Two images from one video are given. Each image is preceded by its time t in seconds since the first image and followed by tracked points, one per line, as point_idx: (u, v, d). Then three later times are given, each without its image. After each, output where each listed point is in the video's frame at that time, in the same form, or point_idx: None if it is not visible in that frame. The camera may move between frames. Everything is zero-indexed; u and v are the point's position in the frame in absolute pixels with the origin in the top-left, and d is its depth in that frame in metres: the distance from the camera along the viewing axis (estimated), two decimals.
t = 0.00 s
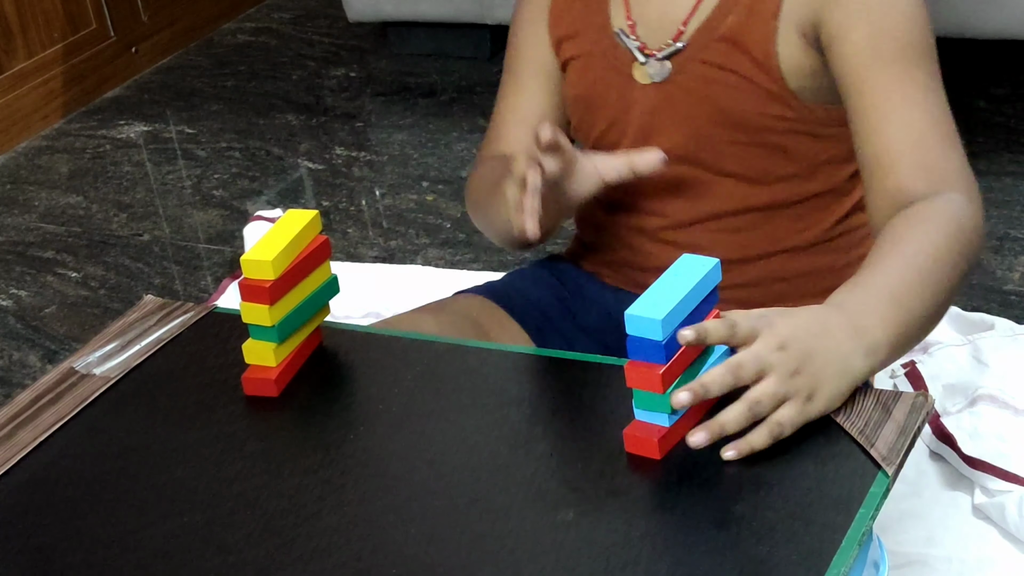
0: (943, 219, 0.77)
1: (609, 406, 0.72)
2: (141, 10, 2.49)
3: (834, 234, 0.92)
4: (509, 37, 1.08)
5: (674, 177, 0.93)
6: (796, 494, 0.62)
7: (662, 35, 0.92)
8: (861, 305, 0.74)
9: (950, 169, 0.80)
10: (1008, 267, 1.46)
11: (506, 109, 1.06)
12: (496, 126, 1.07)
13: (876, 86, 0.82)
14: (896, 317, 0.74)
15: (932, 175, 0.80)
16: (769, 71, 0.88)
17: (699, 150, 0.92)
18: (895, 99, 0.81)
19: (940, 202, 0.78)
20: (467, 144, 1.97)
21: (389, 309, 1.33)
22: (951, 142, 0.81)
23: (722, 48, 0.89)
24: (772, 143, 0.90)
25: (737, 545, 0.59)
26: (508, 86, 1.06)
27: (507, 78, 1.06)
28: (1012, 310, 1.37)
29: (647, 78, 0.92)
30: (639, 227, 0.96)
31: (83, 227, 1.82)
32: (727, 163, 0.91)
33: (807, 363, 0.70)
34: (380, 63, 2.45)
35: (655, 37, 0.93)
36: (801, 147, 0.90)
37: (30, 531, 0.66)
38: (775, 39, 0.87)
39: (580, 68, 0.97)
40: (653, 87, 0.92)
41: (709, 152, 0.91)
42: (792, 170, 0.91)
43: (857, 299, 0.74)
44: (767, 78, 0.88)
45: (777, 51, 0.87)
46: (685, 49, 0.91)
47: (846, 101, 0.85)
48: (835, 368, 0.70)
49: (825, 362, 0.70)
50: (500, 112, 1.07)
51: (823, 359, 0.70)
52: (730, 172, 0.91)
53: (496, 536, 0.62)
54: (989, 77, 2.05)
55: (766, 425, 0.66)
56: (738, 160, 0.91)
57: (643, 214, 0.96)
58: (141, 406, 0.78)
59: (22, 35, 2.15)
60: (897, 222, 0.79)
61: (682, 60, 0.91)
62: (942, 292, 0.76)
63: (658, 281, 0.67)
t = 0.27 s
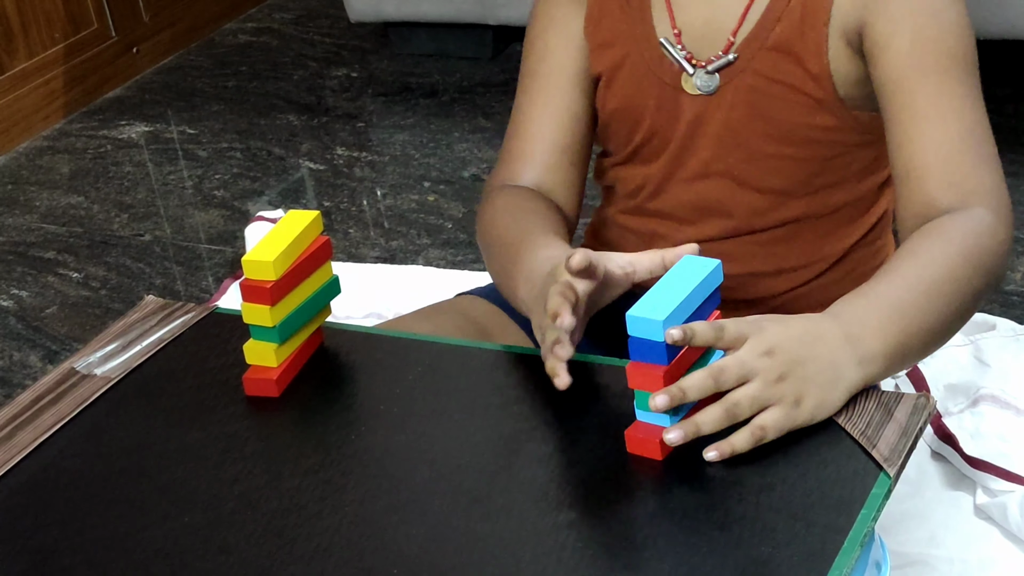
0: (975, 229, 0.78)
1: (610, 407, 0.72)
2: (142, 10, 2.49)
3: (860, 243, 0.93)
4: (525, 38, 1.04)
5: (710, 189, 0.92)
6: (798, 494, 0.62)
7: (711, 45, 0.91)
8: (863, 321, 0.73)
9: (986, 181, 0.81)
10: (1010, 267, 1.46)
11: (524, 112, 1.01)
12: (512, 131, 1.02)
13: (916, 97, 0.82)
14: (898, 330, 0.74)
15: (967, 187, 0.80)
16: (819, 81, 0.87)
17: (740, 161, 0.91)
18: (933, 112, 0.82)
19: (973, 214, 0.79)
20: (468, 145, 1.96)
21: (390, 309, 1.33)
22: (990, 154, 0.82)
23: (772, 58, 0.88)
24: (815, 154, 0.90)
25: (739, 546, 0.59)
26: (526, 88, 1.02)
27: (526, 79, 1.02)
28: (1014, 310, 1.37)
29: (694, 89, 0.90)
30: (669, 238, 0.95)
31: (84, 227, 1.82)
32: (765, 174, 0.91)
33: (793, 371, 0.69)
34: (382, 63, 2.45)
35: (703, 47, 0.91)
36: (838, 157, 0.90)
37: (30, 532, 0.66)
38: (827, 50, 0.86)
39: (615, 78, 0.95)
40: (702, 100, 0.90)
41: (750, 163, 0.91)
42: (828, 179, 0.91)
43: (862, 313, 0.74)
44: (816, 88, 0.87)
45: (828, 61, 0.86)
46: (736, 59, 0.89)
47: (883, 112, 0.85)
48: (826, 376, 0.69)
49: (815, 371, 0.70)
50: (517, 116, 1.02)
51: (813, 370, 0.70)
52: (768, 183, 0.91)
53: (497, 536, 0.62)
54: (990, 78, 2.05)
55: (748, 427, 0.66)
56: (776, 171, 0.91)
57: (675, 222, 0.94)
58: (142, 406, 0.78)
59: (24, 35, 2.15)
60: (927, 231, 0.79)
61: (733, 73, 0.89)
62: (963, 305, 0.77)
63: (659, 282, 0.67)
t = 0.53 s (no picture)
0: (957, 235, 0.80)
1: (611, 405, 0.72)
2: (143, 9, 2.49)
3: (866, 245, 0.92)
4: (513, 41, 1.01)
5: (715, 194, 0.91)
6: (799, 493, 0.62)
7: (716, 55, 0.90)
8: (845, 295, 0.76)
9: (975, 188, 0.83)
10: (1011, 266, 1.46)
11: (509, 121, 0.98)
12: (496, 140, 0.99)
13: (913, 105, 0.83)
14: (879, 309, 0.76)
15: (956, 194, 0.82)
16: (828, 88, 0.86)
17: (749, 167, 0.90)
18: (928, 120, 0.83)
19: (958, 221, 0.81)
20: (469, 144, 1.96)
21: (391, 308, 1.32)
22: (980, 162, 0.84)
23: (780, 63, 0.87)
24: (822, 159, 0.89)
25: (740, 545, 0.58)
26: (512, 95, 0.99)
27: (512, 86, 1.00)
28: (1015, 309, 1.36)
29: (700, 100, 0.89)
30: (672, 243, 0.94)
31: (85, 226, 1.82)
32: (772, 179, 0.90)
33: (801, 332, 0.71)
34: (382, 62, 2.45)
35: (708, 57, 0.90)
36: (845, 160, 0.90)
37: (31, 531, 0.66)
38: (834, 56, 0.85)
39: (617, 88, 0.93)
40: (708, 110, 0.89)
41: (758, 168, 0.90)
42: (837, 181, 0.90)
43: (845, 290, 0.76)
44: (824, 94, 0.87)
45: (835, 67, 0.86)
46: (743, 68, 0.88)
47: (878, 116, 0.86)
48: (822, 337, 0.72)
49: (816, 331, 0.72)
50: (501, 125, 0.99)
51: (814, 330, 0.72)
52: (777, 187, 0.90)
53: (499, 536, 0.62)
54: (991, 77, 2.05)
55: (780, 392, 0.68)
56: (784, 175, 0.90)
57: (683, 226, 0.94)
58: (143, 405, 0.78)
59: (24, 35, 2.15)
60: (910, 232, 0.81)
61: (741, 81, 0.88)
62: (945, 301, 0.79)
63: (662, 279, 0.66)
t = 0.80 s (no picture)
0: (894, 248, 0.82)
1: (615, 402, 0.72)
2: (144, 8, 2.49)
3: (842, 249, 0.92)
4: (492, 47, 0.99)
5: (693, 202, 0.91)
6: (803, 489, 0.62)
7: (694, 63, 0.89)
8: (796, 281, 0.79)
9: (920, 206, 0.84)
10: (1013, 264, 1.46)
11: (502, 129, 0.96)
12: (491, 150, 0.97)
13: (870, 117, 0.84)
14: (828, 299, 0.79)
15: (899, 209, 0.84)
16: (804, 96, 0.86)
17: (729, 175, 0.90)
18: (883, 133, 0.84)
19: (895, 235, 0.83)
20: (471, 143, 1.96)
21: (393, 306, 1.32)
22: (929, 182, 0.85)
23: (758, 72, 0.87)
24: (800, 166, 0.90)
25: (745, 541, 0.58)
26: (500, 103, 0.97)
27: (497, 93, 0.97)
28: (1018, 307, 1.36)
29: (677, 106, 0.88)
30: (652, 250, 0.93)
31: (87, 225, 1.82)
32: (750, 186, 0.90)
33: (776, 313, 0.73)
34: (383, 61, 2.45)
35: (686, 67, 0.89)
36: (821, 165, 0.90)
37: (35, 528, 0.66)
38: (809, 65, 0.85)
39: (598, 95, 0.92)
40: (685, 118, 0.88)
41: (738, 175, 0.90)
42: (816, 185, 0.91)
43: (796, 278, 0.79)
44: (801, 102, 0.86)
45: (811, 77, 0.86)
46: (722, 77, 0.87)
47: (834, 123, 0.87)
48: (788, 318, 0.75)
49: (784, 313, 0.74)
50: (495, 133, 0.97)
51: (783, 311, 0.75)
52: (760, 191, 0.90)
53: (502, 533, 0.61)
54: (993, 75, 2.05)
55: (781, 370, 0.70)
56: (764, 181, 0.90)
57: (662, 233, 0.93)
58: (147, 402, 0.78)
59: (26, 34, 2.15)
60: (848, 238, 0.83)
61: (718, 89, 0.87)
62: (879, 305, 0.82)
63: (661, 277, 0.66)
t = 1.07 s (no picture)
0: (875, 249, 0.82)
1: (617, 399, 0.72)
2: (145, 6, 2.49)
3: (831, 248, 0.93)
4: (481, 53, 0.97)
5: (681, 207, 0.92)
6: (806, 486, 0.62)
7: (679, 72, 0.90)
8: (788, 282, 0.78)
9: (902, 208, 0.84)
10: (1015, 262, 1.46)
11: (503, 133, 0.94)
12: (491, 155, 0.95)
13: (853, 118, 0.84)
14: (821, 297, 0.79)
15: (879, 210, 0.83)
16: (788, 100, 0.87)
17: (715, 180, 0.91)
18: (864, 134, 0.84)
19: (877, 236, 0.83)
20: (472, 141, 1.96)
21: (394, 305, 1.32)
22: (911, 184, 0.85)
23: (740, 77, 0.87)
24: (785, 168, 0.90)
25: (748, 538, 0.58)
26: (497, 108, 0.95)
27: (492, 98, 0.95)
28: (1019, 305, 1.36)
29: (663, 112, 0.89)
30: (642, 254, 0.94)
31: (88, 223, 1.82)
32: (736, 190, 0.91)
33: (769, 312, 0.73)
34: (384, 60, 2.45)
35: (672, 74, 0.90)
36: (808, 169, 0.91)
37: (38, 525, 0.66)
38: (792, 69, 0.86)
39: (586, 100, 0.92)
40: (670, 123, 0.89)
41: (725, 180, 0.91)
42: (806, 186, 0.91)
43: (787, 276, 0.79)
44: (784, 106, 0.87)
45: (793, 82, 0.86)
46: (707, 83, 0.88)
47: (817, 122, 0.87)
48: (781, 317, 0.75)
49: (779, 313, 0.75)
50: (496, 139, 0.94)
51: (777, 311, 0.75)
52: (747, 195, 0.91)
53: (504, 529, 0.62)
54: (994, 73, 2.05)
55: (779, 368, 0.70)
56: (750, 185, 0.91)
57: (651, 240, 0.94)
58: (149, 399, 0.78)
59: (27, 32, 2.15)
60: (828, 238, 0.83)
61: (704, 95, 0.88)
62: (865, 304, 0.82)
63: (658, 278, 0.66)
